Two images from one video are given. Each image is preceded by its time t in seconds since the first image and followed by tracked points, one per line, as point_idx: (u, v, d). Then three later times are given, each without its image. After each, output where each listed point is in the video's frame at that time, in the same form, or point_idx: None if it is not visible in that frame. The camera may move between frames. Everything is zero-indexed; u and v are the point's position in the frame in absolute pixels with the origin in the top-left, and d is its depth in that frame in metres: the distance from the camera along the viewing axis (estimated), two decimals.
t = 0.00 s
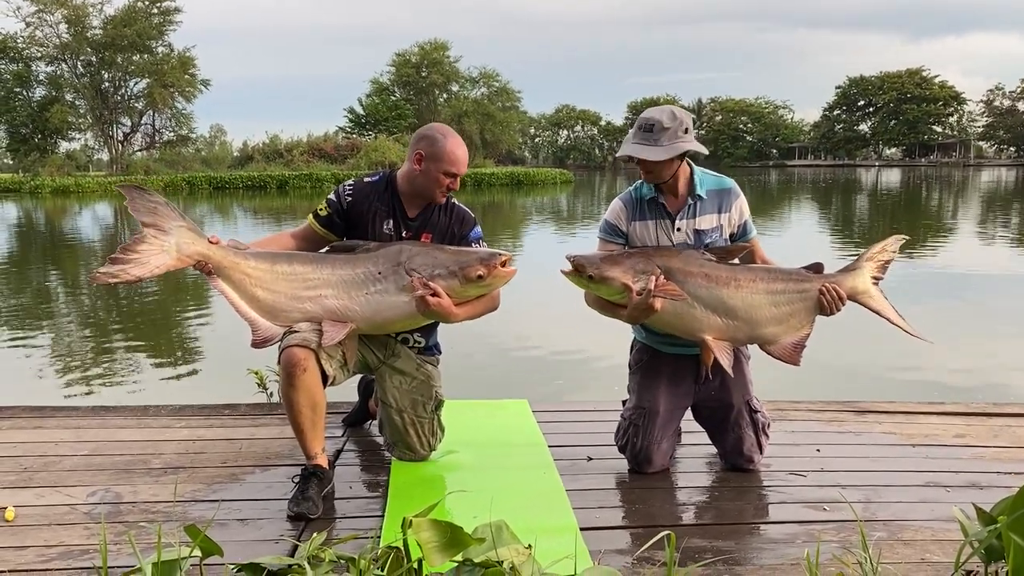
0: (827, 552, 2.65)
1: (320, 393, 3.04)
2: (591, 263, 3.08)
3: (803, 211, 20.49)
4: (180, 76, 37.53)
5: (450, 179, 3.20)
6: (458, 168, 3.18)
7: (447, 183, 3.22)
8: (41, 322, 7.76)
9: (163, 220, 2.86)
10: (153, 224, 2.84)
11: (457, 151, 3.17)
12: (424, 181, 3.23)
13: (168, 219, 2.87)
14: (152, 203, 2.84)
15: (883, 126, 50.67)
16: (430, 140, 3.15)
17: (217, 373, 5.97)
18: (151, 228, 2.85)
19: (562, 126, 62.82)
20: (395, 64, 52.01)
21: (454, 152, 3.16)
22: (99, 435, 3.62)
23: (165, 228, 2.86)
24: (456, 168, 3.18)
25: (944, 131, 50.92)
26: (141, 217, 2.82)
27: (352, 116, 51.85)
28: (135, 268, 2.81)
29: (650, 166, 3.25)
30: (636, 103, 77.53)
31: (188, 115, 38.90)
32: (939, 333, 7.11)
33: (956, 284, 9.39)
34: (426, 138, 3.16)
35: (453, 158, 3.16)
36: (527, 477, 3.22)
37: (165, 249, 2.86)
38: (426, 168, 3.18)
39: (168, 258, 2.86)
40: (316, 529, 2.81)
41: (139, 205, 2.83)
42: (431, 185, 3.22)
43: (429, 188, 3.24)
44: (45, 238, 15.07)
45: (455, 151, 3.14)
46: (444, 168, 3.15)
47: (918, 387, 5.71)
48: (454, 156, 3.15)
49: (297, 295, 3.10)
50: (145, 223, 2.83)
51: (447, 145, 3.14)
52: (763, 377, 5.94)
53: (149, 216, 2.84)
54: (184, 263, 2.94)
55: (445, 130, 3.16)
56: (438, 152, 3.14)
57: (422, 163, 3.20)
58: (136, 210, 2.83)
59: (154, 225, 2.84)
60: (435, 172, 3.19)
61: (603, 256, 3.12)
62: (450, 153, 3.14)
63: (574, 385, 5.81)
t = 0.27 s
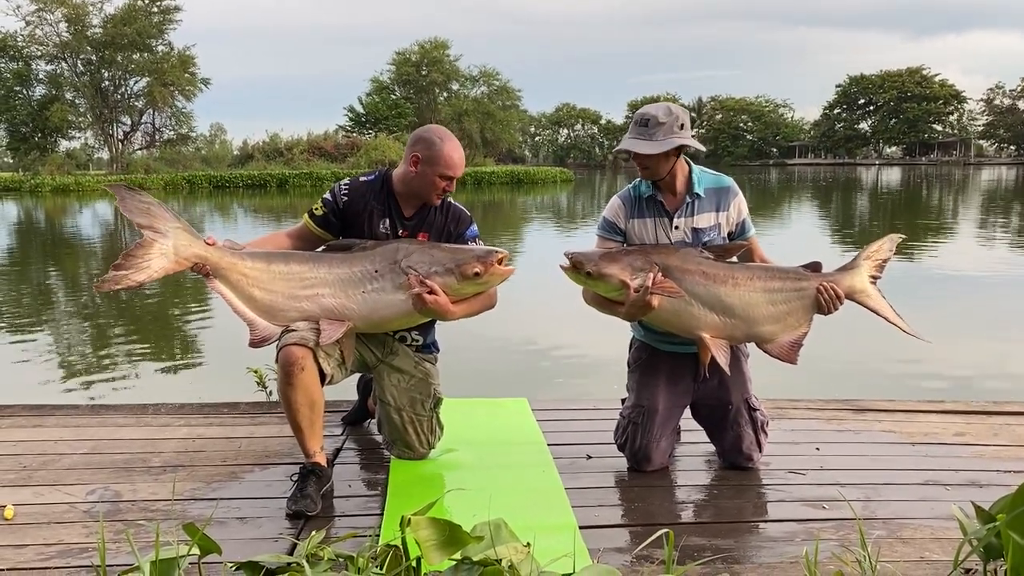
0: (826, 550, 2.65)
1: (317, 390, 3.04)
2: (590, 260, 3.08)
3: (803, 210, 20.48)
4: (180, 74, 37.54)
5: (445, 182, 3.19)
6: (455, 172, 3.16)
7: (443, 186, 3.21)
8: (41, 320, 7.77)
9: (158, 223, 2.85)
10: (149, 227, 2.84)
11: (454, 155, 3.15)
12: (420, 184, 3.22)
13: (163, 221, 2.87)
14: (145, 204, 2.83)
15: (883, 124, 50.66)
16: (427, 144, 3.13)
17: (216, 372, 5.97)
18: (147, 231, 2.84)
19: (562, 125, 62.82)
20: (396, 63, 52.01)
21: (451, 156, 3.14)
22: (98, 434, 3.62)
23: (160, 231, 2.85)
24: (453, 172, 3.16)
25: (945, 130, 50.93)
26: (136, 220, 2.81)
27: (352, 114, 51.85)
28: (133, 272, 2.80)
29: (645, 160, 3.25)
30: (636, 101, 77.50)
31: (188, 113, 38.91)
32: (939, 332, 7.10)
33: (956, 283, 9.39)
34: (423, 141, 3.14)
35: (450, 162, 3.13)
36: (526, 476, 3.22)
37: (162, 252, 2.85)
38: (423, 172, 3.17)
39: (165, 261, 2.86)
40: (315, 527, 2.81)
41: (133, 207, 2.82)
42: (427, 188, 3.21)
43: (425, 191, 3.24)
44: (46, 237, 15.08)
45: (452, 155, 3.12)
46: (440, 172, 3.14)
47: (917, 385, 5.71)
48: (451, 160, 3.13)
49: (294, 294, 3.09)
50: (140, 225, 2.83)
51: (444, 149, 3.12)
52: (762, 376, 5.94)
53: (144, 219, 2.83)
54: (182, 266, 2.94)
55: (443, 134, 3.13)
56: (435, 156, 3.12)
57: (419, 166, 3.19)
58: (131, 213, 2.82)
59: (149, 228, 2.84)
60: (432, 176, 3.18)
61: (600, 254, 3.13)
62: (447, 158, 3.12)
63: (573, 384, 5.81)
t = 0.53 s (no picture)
0: (825, 548, 2.65)
1: (317, 389, 3.04)
2: (588, 260, 3.09)
3: (803, 209, 20.51)
4: (179, 74, 37.56)
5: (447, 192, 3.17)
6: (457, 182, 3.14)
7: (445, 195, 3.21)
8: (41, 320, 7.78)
9: (153, 230, 2.85)
10: (144, 234, 2.84)
11: (456, 164, 3.12)
12: (421, 192, 3.21)
13: (159, 227, 2.87)
14: (140, 213, 2.83)
15: (883, 123, 50.66)
16: (430, 155, 3.10)
17: (216, 371, 5.97)
18: (143, 238, 2.84)
19: (562, 124, 62.82)
20: (395, 62, 52.02)
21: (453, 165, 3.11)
22: (97, 433, 3.62)
23: (156, 238, 2.85)
24: (455, 181, 3.14)
25: (944, 129, 50.96)
26: (131, 229, 2.82)
27: (352, 113, 51.85)
28: (133, 279, 2.80)
29: (645, 157, 3.25)
30: (635, 100, 77.51)
31: (187, 113, 38.94)
32: (938, 330, 7.11)
33: (955, 281, 9.39)
34: (426, 151, 3.12)
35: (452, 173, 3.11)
36: (525, 475, 3.22)
37: (159, 258, 2.86)
38: (424, 181, 3.15)
39: (163, 266, 2.86)
40: (314, 526, 2.81)
41: (127, 216, 2.82)
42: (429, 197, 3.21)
43: (427, 199, 3.23)
44: (46, 236, 15.09)
45: (454, 167, 3.10)
46: (443, 183, 3.12)
47: (917, 384, 5.71)
48: (453, 172, 3.11)
49: (294, 294, 3.09)
50: (136, 233, 2.82)
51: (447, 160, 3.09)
52: (762, 375, 5.93)
53: (139, 227, 2.83)
54: (180, 270, 2.94)
55: (446, 146, 3.10)
56: (437, 167, 3.10)
57: (421, 175, 3.17)
58: (125, 221, 2.82)
59: (145, 235, 2.84)
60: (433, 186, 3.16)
61: (599, 253, 3.13)
62: (448, 169, 3.10)
63: (573, 383, 5.81)
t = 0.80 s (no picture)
0: (825, 547, 2.65)
1: (317, 390, 3.03)
2: (587, 261, 3.09)
3: (802, 208, 20.50)
4: (179, 74, 37.53)
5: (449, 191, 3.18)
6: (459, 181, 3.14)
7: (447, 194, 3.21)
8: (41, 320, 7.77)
9: (154, 226, 2.85)
10: (145, 230, 2.83)
11: (458, 164, 3.12)
12: (424, 191, 3.21)
13: (160, 223, 2.86)
14: (141, 207, 2.83)
15: (883, 122, 50.65)
16: (433, 155, 3.10)
17: (216, 371, 5.97)
18: (144, 234, 2.84)
19: (561, 123, 62.80)
20: (395, 61, 51.99)
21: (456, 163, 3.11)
22: (98, 433, 3.62)
23: (157, 234, 2.85)
24: (458, 180, 3.14)
25: (943, 128, 50.97)
26: (132, 224, 2.81)
27: (352, 113, 51.82)
28: (134, 275, 2.79)
29: (652, 146, 3.27)
30: (635, 100, 77.52)
31: (187, 112, 38.93)
32: (938, 329, 7.11)
33: (955, 280, 9.39)
34: (429, 151, 3.12)
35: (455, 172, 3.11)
36: (525, 475, 3.22)
37: (160, 254, 2.85)
38: (427, 181, 3.15)
39: (163, 264, 2.86)
40: (314, 525, 2.81)
41: (129, 212, 2.82)
42: (431, 194, 3.21)
43: (429, 198, 3.23)
44: (46, 236, 15.08)
45: (457, 166, 3.10)
46: (446, 182, 3.12)
47: (916, 383, 5.71)
48: (456, 172, 3.11)
49: (295, 293, 3.09)
50: (137, 229, 2.82)
51: (450, 158, 3.09)
52: (762, 374, 5.93)
53: (141, 223, 2.83)
54: (181, 268, 2.93)
55: (450, 146, 3.10)
56: (440, 166, 3.10)
57: (423, 175, 3.17)
58: (126, 216, 2.82)
59: (146, 231, 2.83)
60: (435, 185, 3.16)
61: (599, 254, 3.14)
62: (450, 169, 3.10)
63: (573, 382, 5.80)
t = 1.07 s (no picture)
0: (825, 546, 2.65)
1: (317, 390, 3.03)
2: (587, 262, 3.10)
3: (802, 207, 20.51)
4: (178, 74, 37.49)
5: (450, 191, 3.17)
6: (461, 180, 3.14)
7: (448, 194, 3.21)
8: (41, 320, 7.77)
9: (152, 229, 2.85)
10: (143, 234, 2.83)
11: (460, 163, 3.12)
12: (425, 190, 3.21)
13: (159, 226, 2.86)
14: (139, 211, 2.83)
15: (882, 121, 50.65)
16: (435, 154, 3.10)
17: (215, 371, 5.97)
18: (143, 237, 2.84)
19: (561, 123, 62.80)
20: (394, 61, 51.98)
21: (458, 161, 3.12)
22: (97, 433, 3.62)
23: (156, 237, 2.85)
24: (459, 179, 3.14)
25: (943, 127, 50.97)
26: (131, 227, 2.81)
27: (351, 113, 51.81)
28: (133, 279, 2.79)
29: (655, 140, 3.26)
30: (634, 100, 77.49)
31: (186, 113, 38.89)
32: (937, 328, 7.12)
33: (955, 279, 9.39)
34: (431, 150, 3.12)
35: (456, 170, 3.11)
36: (526, 474, 3.21)
37: (159, 258, 2.85)
38: (428, 180, 3.15)
39: (163, 267, 2.86)
40: (314, 526, 2.81)
41: (128, 215, 2.82)
42: (432, 193, 3.20)
43: (430, 197, 3.23)
44: (45, 237, 15.08)
45: (458, 165, 3.10)
46: (447, 181, 3.12)
47: (916, 382, 5.71)
48: (457, 170, 3.11)
49: (295, 294, 3.09)
50: (136, 232, 2.82)
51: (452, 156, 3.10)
52: (761, 374, 5.93)
53: (139, 226, 2.83)
54: (181, 271, 2.93)
55: (453, 145, 3.11)
56: (441, 165, 3.10)
57: (424, 174, 3.16)
58: (125, 220, 2.82)
59: (145, 235, 2.83)
60: (437, 184, 3.16)
61: (599, 254, 3.14)
62: (452, 168, 3.10)
63: (573, 382, 5.80)
